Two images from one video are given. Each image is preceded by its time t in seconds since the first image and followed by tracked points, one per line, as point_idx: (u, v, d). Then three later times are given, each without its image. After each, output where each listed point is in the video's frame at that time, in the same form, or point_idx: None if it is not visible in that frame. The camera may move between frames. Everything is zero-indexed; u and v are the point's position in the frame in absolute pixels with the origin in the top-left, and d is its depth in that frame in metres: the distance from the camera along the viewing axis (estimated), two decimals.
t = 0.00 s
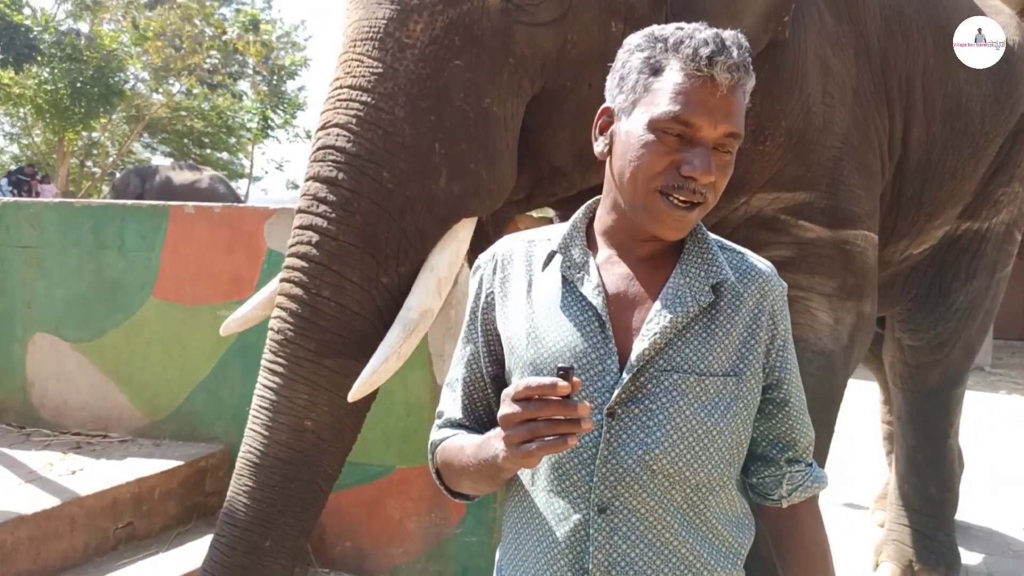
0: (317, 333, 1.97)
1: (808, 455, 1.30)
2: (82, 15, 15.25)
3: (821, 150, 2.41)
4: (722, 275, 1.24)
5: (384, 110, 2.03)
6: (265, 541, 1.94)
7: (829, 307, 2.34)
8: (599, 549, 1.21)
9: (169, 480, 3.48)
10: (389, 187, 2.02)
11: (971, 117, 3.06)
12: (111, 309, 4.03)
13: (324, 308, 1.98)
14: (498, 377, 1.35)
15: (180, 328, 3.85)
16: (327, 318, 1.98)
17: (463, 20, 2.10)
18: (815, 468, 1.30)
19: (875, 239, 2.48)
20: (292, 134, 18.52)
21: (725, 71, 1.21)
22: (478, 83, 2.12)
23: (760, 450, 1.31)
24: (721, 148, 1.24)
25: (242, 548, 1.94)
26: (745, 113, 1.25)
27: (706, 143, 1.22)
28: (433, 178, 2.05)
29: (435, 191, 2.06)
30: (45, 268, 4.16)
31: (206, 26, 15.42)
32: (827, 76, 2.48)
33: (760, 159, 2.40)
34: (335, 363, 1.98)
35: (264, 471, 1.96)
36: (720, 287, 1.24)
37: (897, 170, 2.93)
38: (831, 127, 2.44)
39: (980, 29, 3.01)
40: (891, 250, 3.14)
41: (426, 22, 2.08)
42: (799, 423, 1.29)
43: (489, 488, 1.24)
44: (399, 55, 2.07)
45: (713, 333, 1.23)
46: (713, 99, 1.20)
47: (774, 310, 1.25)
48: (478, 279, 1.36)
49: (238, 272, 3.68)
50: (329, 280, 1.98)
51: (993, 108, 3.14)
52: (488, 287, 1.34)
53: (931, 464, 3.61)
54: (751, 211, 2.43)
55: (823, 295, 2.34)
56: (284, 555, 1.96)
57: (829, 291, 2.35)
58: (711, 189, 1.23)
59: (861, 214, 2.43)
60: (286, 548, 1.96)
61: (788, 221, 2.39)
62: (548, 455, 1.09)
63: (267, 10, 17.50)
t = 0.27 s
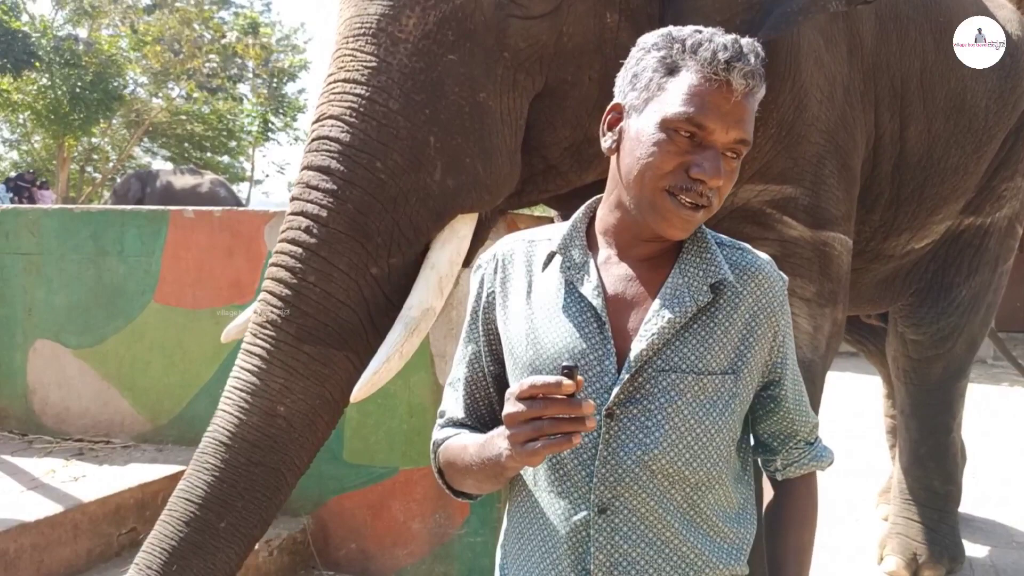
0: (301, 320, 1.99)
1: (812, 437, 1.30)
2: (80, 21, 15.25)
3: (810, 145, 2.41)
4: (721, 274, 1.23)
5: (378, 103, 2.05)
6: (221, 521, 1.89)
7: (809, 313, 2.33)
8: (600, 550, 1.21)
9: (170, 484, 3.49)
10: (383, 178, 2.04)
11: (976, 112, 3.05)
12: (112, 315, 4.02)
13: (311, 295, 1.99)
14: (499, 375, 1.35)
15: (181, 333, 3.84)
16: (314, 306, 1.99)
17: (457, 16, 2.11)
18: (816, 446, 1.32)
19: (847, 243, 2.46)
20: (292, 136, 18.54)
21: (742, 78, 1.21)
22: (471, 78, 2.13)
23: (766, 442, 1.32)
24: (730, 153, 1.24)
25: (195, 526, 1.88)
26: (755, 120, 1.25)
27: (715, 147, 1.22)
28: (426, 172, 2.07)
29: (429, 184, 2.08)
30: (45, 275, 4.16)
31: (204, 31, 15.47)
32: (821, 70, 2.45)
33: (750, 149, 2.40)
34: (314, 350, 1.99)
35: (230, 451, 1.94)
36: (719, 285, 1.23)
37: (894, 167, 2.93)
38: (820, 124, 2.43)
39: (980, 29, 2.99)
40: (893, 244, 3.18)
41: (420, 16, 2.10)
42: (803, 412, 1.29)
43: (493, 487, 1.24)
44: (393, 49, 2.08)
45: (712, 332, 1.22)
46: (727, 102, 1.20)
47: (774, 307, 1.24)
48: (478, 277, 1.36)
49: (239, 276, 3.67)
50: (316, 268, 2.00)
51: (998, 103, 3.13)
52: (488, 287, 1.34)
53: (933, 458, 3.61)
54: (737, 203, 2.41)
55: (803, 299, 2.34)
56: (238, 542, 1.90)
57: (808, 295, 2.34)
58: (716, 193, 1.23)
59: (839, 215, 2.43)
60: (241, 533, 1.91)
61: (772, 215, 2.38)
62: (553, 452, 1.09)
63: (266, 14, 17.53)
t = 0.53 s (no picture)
0: (285, 299, 1.97)
1: (837, 377, 1.30)
2: (82, 20, 15.27)
3: (812, 132, 2.43)
4: (728, 271, 1.22)
5: (376, 91, 2.04)
6: (165, 494, 1.86)
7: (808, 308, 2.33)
8: (599, 547, 1.21)
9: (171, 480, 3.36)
10: (379, 167, 2.03)
11: (984, 106, 3.07)
12: (112, 314, 4.02)
13: (298, 276, 1.98)
14: (503, 375, 1.35)
15: (182, 332, 3.80)
16: (300, 289, 1.98)
17: (457, 9, 2.09)
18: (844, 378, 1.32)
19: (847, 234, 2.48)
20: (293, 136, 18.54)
21: (705, 68, 1.21)
22: (471, 72, 2.11)
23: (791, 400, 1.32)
24: (705, 145, 1.23)
25: (138, 496, 1.85)
26: (736, 110, 1.24)
27: (683, 139, 1.22)
28: (423, 164, 2.06)
29: (427, 177, 2.07)
30: (45, 274, 4.19)
31: (205, 30, 15.47)
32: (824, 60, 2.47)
33: (753, 136, 2.41)
34: (294, 333, 1.97)
35: (191, 424, 1.91)
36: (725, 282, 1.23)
37: (901, 161, 2.93)
38: (823, 110, 2.46)
39: (980, 29, 2.98)
40: (900, 239, 3.14)
41: (420, 9, 2.08)
42: (818, 370, 1.29)
43: (492, 486, 1.24)
44: (392, 40, 2.07)
45: (719, 327, 1.22)
46: (692, 94, 1.21)
47: (781, 301, 1.24)
48: (483, 276, 1.36)
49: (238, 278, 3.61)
50: (304, 250, 1.99)
51: (1006, 100, 3.15)
52: (491, 286, 1.34)
53: (933, 460, 3.60)
54: (737, 190, 2.43)
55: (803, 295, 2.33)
56: (178, 521, 1.86)
57: (807, 290, 2.34)
58: (692, 188, 1.23)
59: (840, 205, 2.45)
60: (184, 512, 1.87)
61: (774, 204, 2.40)
62: (546, 457, 1.09)
63: (268, 14, 17.55)
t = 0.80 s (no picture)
0: (260, 280, 1.97)
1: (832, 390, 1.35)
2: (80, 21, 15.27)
3: (816, 131, 2.45)
4: (732, 279, 1.25)
5: (363, 84, 2.04)
6: (92, 454, 1.85)
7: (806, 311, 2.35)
8: (603, 555, 1.23)
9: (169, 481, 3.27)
10: (367, 161, 2.03)
11: (992, 104, 3.08)
12: (112, 315, 4.03)
13: (276, 259, 1.98)
14: (506, 380, 1.36)
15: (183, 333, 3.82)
16: (278, 273, 1.98)
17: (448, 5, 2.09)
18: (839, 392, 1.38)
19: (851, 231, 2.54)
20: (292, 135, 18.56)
21: (681, 74, 1.22)
22: (460, 69, 2.11)
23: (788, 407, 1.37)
24: (689, 151, 1.24)
25: (64, 450, 1.85)
26: (720, 112, 1.25)
27: (663, 145, 1.24)
28: (410, 160, 2.06)
29: (415, 172, 2.07)
30: (46, 275, 4.18)
31: (203, 31, 15.49)
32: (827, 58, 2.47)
33: (755, 134, 2.43)
34: (264, 314, 1.96)
35: (139, 391, 1.90)
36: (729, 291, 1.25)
37: (905, 160, 2.94)
38: (827, 105, 2.47)
39: (980, 29, 2.96)
40: (903, 239, 3.16)
41: (410, 4, 2.08)
42: (813, 379, 1.34)
43: (493, 493, 1.25)
44: (382, 33, 2.06)
45: (723, 335, 1.25)
46: (668, 100, 1.23)
47: (782, 308, 1.27)
48: (484, 279, 1.37)
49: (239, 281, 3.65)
50: (284, 235, 1.99)
51: (1016, 96, 3.16)
52: (494, 291, 1.35)
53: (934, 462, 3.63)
54: (738, 188, 2.46)
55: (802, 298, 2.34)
56: (97, 486, 1.84)
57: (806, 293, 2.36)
58: (677, 195, 1.25)
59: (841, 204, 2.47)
60: (106, 478, 1.84)
61: (774, 203, 2.42)
62: (548, 467, 1.11)
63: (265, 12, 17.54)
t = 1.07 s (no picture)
0: (250, 267, 1.97)
1: (849, 449, 1.34)
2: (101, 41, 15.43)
3: (837, 145, 2.46)
4: (769, 314, 1.25)
5: (367, 83, 2.06)
6: (36, 414, 1.80)
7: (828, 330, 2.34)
8: None
9: (188, 503, 3.27)
10: (366, 160, 2.04)
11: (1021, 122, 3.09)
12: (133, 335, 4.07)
13: (267, 248, 1.98)
14: (537, 399, 1.37)
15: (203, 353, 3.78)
16: (266, 262, 1.98)
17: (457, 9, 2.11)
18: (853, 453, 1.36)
19: (874, 248, 2.54)
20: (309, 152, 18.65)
21: (644, 100, 1.23)
22: (467, 74, 2.13)
23: (806, 461, 1.36)
24: (685, 161, 1.25)
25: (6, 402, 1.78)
26: (699, 116, 1.25)
27: (659, 167, 1.25)
28: (412, 164, 2.07)
29: (415, 176, 2.08)
30: (69, 295, 4.19)
31: (221, 50, 15.66)
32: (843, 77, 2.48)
33: (772, 150, 2.45)
34: (250, 300, 1.96)
35: (102, 361, 1.87)
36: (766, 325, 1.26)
37: (928, 177, 2.93)
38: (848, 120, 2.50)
39: (981, 29, 2.91)
40: (929, 258, 3.11)
41: (419, 8, 2.10)
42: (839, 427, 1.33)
43: (517, 512, 1.25)
44: (388, 35, 2.08)
45: (759, 369, 1.24)
46: (643, 125, 1.24)
47: (817, 347, 1.27)
48: (517, 300, 1.38)
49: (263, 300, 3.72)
50: (277, 224, 2.00)
51: None
52: (527, 312, 1.36)
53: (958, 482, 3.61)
54: (756, 206, 2.46)
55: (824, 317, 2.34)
56: (32, 448, 1.78)
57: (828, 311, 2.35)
58: (694, 206, 1.25)
59: (863, 220, 2.48)
60: (44, 442, 1.79)
61: (791, 220, 2.41)
62: (574, 479, 1.11)
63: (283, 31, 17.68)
